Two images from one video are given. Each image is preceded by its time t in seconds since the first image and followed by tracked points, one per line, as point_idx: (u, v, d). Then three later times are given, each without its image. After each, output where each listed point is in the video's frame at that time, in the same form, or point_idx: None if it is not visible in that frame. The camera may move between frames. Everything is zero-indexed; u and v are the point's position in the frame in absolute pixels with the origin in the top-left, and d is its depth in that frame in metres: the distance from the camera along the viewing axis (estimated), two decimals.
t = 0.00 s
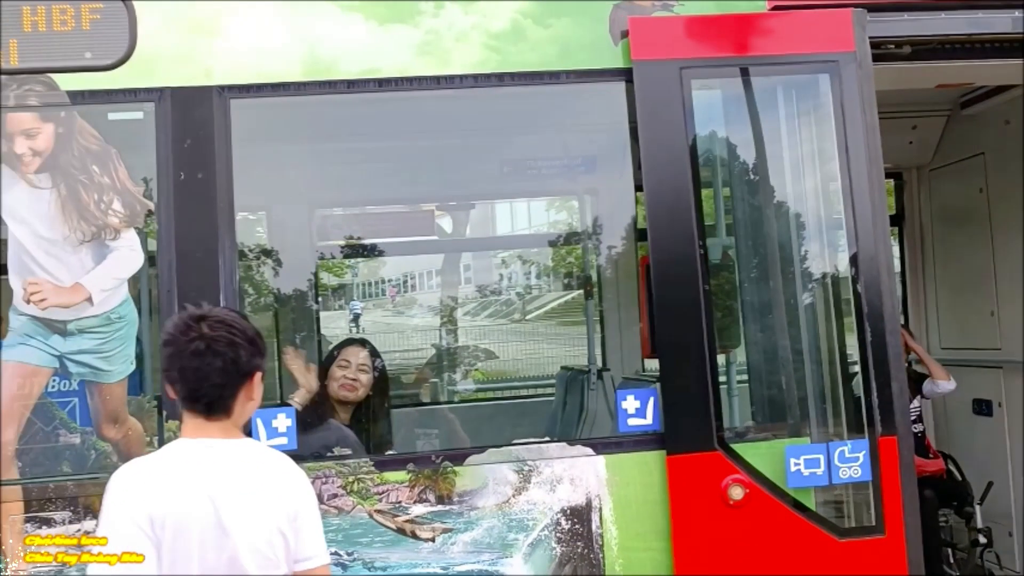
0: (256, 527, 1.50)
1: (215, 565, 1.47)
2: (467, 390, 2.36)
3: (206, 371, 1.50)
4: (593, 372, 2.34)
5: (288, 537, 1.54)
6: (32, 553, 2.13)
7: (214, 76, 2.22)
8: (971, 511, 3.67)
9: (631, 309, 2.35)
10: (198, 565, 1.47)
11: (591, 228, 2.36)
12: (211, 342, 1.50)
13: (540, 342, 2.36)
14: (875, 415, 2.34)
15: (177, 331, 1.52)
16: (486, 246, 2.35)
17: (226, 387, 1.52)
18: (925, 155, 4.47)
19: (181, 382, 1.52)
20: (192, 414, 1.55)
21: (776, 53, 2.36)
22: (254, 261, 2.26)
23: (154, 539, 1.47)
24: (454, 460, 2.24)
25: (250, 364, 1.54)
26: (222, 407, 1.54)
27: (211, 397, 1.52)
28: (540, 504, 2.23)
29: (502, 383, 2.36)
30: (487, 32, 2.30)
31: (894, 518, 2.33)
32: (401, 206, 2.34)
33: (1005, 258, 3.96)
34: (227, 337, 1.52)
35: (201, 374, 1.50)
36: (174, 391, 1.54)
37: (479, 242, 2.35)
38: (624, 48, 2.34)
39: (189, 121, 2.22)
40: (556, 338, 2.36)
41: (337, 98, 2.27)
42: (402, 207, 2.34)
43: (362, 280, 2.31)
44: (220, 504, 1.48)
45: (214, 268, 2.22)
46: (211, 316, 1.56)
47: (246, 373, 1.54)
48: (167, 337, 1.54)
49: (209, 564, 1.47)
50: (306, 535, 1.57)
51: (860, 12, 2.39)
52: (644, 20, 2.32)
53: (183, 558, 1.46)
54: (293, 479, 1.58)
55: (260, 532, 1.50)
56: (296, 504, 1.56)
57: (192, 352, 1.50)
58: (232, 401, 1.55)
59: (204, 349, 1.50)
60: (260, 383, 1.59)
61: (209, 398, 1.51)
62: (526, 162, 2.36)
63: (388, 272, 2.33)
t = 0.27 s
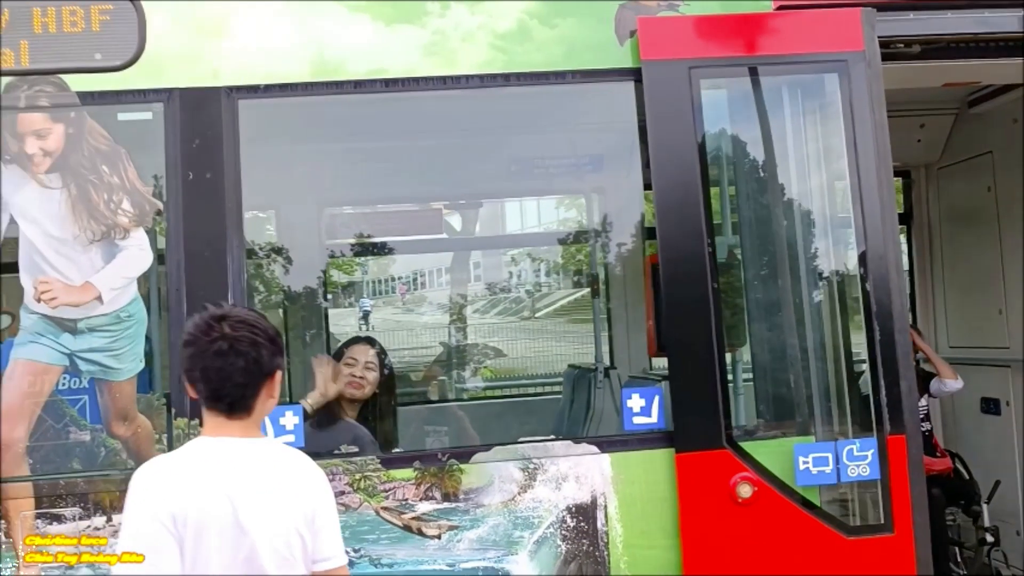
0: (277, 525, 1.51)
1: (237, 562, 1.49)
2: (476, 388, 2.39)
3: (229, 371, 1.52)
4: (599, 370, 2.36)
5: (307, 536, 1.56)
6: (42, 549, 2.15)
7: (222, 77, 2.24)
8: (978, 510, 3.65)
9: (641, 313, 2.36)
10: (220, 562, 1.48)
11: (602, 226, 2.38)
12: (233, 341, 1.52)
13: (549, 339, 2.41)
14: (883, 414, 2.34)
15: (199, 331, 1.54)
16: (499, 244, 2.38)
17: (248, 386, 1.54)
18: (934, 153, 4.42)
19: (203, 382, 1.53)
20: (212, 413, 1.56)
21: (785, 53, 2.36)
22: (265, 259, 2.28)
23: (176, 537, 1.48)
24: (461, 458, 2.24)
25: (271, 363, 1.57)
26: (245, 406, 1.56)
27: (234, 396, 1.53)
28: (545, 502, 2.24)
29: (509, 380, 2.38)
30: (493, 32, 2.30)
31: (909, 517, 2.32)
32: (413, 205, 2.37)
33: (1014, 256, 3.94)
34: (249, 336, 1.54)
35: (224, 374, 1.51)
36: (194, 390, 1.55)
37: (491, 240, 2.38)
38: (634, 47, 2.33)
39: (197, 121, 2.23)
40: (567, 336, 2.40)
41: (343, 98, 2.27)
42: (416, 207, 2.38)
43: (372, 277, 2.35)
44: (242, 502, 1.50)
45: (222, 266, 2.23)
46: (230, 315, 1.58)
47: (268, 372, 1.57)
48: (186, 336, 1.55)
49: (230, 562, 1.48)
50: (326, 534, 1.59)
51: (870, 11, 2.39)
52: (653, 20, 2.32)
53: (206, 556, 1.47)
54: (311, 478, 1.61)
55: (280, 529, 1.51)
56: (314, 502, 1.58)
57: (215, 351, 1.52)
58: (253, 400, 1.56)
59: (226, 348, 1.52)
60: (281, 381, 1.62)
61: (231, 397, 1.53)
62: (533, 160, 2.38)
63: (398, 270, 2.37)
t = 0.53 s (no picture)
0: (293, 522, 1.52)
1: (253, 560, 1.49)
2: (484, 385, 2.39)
3: (249, 368, 1.52)
4: (605, 368, 2.36)
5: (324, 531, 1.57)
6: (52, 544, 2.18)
7: (229, 77, 2.25)
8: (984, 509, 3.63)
9: (648, 311, 2.36)
10: (236, 559, 1.49)
11: (609, 224, 2.38)
12: (253, 339, 1.53)
13: (557, 337, 2.40)
14: (891, 412, 2.34)
15: (219, 330, 1.55)
16: (508, 242, 2.39)
17: (269, 383, 1.55)
18: (941, 151, 4.39)
19: (224, 380, 1.54)
20: (231, 410, 1.57)
21: (793, 52, 2.36)
22: (274, 257, 2.30)
23: (195, 532, 1.50)
24: (466, 455, 2.25)
25: (291, 361, 1.58)
26: (264, 403, 1.56)
27: (255, 393, 1.54)
28: (550, 499, 2.25)
29: (515, 377, 2.39)
30: (499, 32, 2.31)
31: (914, 515, 2.32)
32: (423, 203, 2.39)
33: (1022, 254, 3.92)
34: (269, 334, 1.55)
35: (245, 371, 1.52)
36: (213, 388, 1.56)
37: (500, 238, 2.39)
38: (641, 46, 2.34)
39: (204, 121, 2.24)
40: (573, 334, 2.39)
41: (349, 98, 2.28)
42: (425, 206, 2.39)
43: (381, 275, 2.37)
44: (259, 500, 1.50)
45: (229, 265, 2.24)
46: (249, 314, 1.59)
47: (287, 369, 1.58)
48: (207, 336, 1.56)
49: (246, 559, 1.49)
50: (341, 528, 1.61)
51: (877, 11, 2.39)
52: (661, 19, 2.32)
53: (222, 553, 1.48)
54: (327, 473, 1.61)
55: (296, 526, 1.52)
56: (330, 498, 1.59)
57: (235, 349, 1.53)
58: (272, 396, 1.57)
59: (247, 346, 1.53)
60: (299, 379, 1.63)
61: (251, 394, 1.53)
62: (540, 158, 2.40)
63: (406, 267, 2.38)
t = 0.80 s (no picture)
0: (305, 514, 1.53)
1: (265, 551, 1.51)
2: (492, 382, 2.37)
3: (267, 362, 1.53)
4: (610, 365, 2.36)
5: (338, 520, 1.58)
6: (62, 537, 2.21)
7: (235, 77, 2.27)
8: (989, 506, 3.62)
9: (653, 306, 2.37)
10: (247, 551, 1.51)
11: (618, 219, 2.38)
12: (271, 333, 1.55)
13: (564, 333, 2.39)
14: (897, 410, 2.34)
15: (237, 324, 1.56)
16: (515, 239, 2.39)
17: (286, 378, 1.56)
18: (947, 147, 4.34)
19: (242, 374, 1.55)
20: (247, 404, 1.58)
21: (799, 50, 2.36)
22: (283, 253, 2.31)
23: (206, 525, 1.52)
24: (470, 451, 2.27)
25: (308, 355, 1.59)
26: (280, 396, 1.57)
27: (272, 387, 1.55)
28: (554, 496, 2.27)
29: (522, 375, 2.38)
30: (503, 31, 2.32)
31: (918, 512, 2.32)
32: (432, 201, 2.38)
33: None
34: (287, 328, 1.57)
35: (263, 365, 1.53)
36: (230, 382, 1.57)
37: (506, 235, 2.39)
38: (648, 45, 2.35)
39: (212, 120, 2.26)
40: (578, 330, 2.38)
41: (354, 97, 2.30)
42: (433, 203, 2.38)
43: (389, 271, 2.37)
44: (269, 493, 1.51)
45: (236, 264, 2.27)
46: (266, 309, 1.60)
47: (304, 363, 1.59)
48: (224, 331, 1.57)
49: (258, 550, 1.51)
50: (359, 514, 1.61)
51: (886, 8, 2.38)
52: (669, 18, 2.33)
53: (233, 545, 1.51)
54: (342, 462, 1.62)
55: (308, 518, 1.53)
56: (345, 487, 1.59)
57: (253, 344, 1.54)
58: (288, 390, 1.58)
59: (265, 340, 1.54)
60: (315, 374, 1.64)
61: (268, 388, 1.54)
62: (546, 158, 2.39)
63: (415, 264, 2.39)
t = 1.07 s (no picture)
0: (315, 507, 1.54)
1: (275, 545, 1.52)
2: (498, 379, 2.37)
3: (280, 354, 1.53)
4: (615, 361, 2.36)
5: (348, 516, 1.60)
6: (70, 533, 2.23)
7: (241, 75, 2.28)
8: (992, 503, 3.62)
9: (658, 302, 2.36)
10: (257, 544, 1.52)
11: (625, 215, 2.38)
12: (285, 325, 1.54)
13: (571, 330, 2.38)
14: (903, 406, 2.34)
15: (249, 316, 1.55)
16: (522, 235, 2.38)
17: (298, 370, 1.55)
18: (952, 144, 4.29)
19: (254, 366, 1.54)
20: (258, 397, 1.57)
21: (805, 48, 2.36)
22: (291, 250, 2.32)
23: (214, 518, 1.53)
24: (473, 447, 2.29)
25: (321, 347, 1.59)
26: (293, 388, 1.57)
27: (285, 379, 1.55)
28: (557, 492, 2.28)
29: (529, 370, 2.37)
30: (506, 30, 2.32)
31: (924, 507, 2.33)
32: (438, 198, 2.37)
33: None
34: (300, 320, 1.56)
35: (277, 356, 1.53)
36: (242, 375, 1.56)
37: (513, 232, 2.38)
38: (655, 43, 2.35)
39: (217, 119, 2.28)
40: (585, 326, 2.38)
41: (359, 96, 2.31)
42: (439, 199, 2.38)
43: (397, 267, 2.36)
44: (280, 487, 1.52)
45: (241, 262, 2.28)
46: (278, 300, 1.59)
47: (317, 355, 1.58)
48: (237, 321, 1.56)
49: (267, 544, 1.52)
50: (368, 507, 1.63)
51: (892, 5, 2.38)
52: (675, 15, 2.33)
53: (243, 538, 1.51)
54: (352, 455, 1.63)
55: (319, 511, 1.54)
56: (355, 480, 1.61)
57: (266, 336, 1.53)
58: (300, 382, 1.58)
59: (278, 332, 1.53)
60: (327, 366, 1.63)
61: (280, 380, 1.54)
62: (551, 155, 2.38)
63: (422, 260, 2.37)
